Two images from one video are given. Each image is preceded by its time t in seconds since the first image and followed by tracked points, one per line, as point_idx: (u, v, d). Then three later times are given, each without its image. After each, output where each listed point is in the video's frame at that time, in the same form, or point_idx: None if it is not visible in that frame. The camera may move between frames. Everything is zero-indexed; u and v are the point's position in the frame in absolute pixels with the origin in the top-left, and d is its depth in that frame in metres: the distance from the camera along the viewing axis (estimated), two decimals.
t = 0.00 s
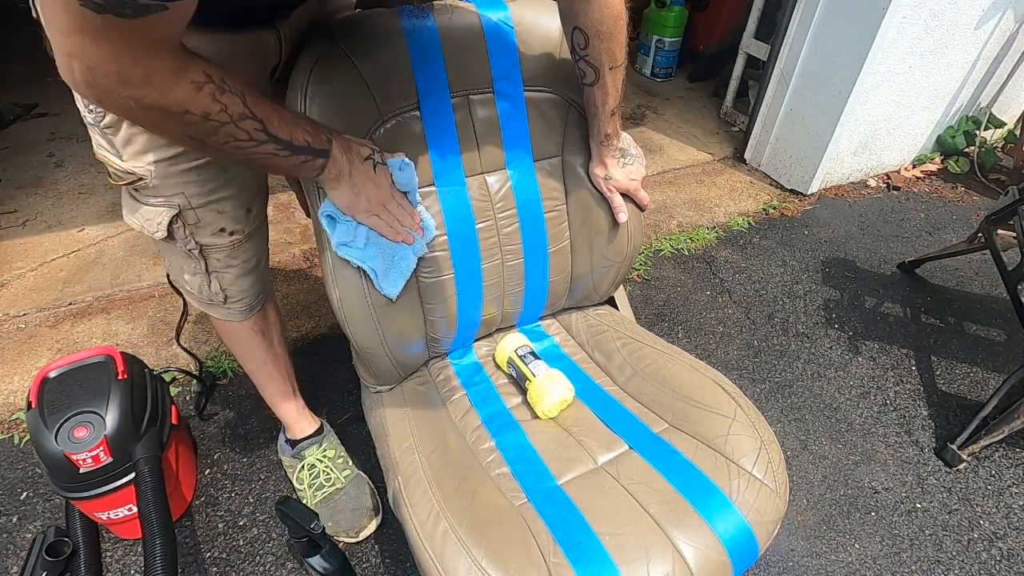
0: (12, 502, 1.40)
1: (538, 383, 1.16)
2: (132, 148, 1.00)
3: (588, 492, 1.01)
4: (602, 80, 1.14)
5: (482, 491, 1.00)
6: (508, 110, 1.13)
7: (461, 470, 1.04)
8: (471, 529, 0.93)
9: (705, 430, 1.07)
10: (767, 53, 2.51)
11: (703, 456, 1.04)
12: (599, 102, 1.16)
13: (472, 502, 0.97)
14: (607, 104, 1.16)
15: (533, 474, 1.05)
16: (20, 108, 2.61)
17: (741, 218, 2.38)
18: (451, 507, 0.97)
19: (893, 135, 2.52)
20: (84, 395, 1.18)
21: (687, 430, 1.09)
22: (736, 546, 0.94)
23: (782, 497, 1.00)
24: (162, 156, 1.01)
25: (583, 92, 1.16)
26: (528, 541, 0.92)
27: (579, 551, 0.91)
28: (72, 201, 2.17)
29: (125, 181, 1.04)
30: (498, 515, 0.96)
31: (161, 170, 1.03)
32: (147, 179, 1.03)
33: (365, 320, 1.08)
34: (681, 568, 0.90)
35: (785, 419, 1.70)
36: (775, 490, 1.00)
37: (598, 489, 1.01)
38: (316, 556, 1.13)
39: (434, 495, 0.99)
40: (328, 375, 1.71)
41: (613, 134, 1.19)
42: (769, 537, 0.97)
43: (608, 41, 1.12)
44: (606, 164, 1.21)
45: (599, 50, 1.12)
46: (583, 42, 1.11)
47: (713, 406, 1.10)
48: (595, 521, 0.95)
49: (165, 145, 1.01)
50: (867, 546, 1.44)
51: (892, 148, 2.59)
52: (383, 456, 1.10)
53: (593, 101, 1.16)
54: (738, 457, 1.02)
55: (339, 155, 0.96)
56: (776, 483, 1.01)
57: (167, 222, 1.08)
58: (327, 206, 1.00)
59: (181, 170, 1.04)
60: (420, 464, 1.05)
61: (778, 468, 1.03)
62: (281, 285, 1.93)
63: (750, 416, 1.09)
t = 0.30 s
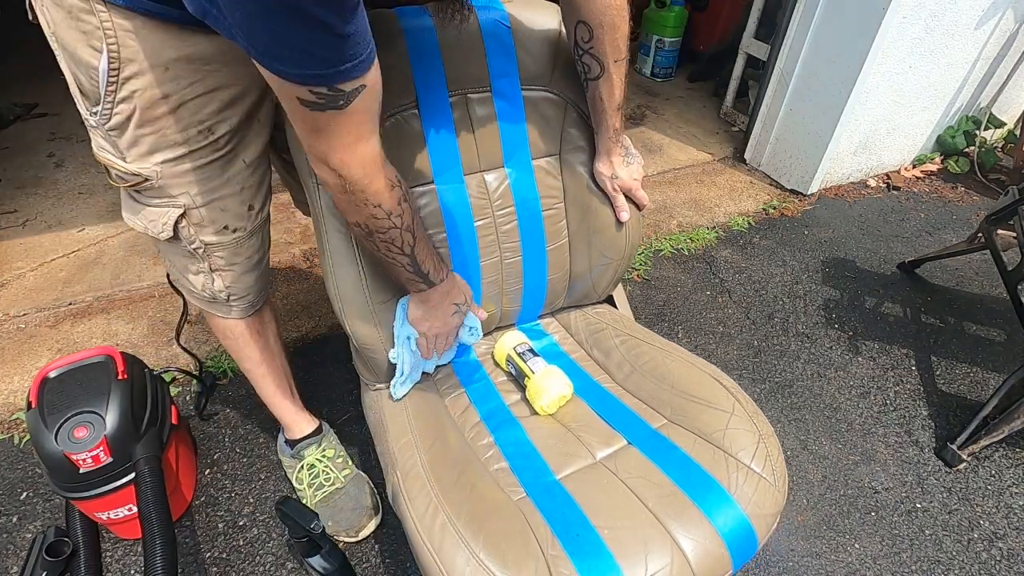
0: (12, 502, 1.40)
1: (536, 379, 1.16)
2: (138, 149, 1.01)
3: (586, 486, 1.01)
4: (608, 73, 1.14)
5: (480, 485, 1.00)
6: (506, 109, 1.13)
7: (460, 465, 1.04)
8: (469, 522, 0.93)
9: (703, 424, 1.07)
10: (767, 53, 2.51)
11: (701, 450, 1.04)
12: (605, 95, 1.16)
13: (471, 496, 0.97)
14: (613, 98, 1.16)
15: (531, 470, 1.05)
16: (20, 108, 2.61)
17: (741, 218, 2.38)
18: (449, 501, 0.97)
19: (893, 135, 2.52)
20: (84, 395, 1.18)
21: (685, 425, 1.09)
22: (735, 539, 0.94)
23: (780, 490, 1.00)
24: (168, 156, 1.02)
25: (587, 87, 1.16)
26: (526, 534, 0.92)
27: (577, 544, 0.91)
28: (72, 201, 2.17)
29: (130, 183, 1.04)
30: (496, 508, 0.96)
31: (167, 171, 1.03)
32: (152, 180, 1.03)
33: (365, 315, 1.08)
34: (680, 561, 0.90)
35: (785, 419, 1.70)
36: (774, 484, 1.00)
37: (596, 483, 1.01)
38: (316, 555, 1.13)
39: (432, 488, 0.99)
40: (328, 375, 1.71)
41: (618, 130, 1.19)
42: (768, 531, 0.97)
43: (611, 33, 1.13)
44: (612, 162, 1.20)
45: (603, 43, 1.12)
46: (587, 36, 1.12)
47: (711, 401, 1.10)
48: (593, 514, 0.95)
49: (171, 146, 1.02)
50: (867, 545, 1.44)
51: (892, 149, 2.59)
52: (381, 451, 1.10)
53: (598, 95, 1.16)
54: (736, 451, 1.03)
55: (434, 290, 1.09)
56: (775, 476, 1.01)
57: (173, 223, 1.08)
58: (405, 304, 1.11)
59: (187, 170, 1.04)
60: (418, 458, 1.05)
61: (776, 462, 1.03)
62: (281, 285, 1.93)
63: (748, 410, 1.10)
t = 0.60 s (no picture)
0: (12, 502, 1.40)
1: (536, 378, 1.15)
2: (146, 147, 1.01)
3: (586, 484, 1.01)
4: (611, 70, 1.14)
5: (479, 482, 1.00)
6: (504, 108, 1.12)
7: (459, 463, 1.04)
8: (467, 519, 0.93)
9: (703, 422, 1.07)
10: (767, 53, 2.51)
11: (701, 448, 1.04)
12: (607, 93, 1.16)
13: (470, 493, 0.97)
14: (615, 95, 1.17)
15: (530, 468, 1.05)
16: (20, 109, 2.61)
17: (741, 218, 2.38)
18: (448, 498, 0.97)
19: (893, 135, 2.52)
20: (83, 395, 1.18)
21: (684, 423, 1.09)
22: (734, 536, 0.94)
23: (780, 488, 1.00)
24: (178, 154, 1.02)
25: (589, 85, 1.16)
26: (525, 531, 0.92)
27: (576, 542, 0.91)
28: (72, 201, 2.17)
29: (137, 181, 1.05)
30: (495, 505, 0.96)
31: (176, 169, 1.03)
32: (161, 178, 1.03)
33: (365, 317, 1.07)
34: (679, 559, 0.90)
35: (785, 419, 1.70)
36: (773, 481, 1.00)
37: (595, 481, 1.01)
38: (316, 555, 1.13)
39: (431, 486, 0.99)
40: (328, 374, 1.71)
41: (618, 129, 1.19)
42: (767, 528, 0.97)
43: (614, 30, 1.14)
44: (612, 161, 1.20)
45: (605, 40, 1.13)
46: (590, 34, 1.12)
47: (710, 399, 1.10)
48: (592, 512, 0.95)
49: (180, 144, 1.01)
50: (867, 546, 1.44)
51: (892, 148, 2.59)
52: (381, 449, 1.09)
53: (600, 93, 1.16)
54: (735, 449, 1.03)
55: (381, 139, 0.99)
56: (774, 474, 1.01)
57: (181, 221, 1.07)
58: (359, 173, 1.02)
59: (197, 169, 1.04)
60: (417, 456, 1.05)
61: (776, 460, 1.03)
62: (281, 285, 1.93)
63: (748, 408, 1.10)
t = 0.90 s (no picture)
0: (12, 502, 1.40)
1: (535, 378, 1.15)
2: (150, 147, 1.00)
3: (585, 484, 1.01)
4: (611, 70, 1.15)
5: (478, 482, 1.00)
6: (503, 108, 1.13)
7: (458, 462, 1.04)
8: (467, 518, 0.93)
9: (702, 421, 1.07)
10: (767, 53, 2.51)
11: (700, 447, 1.04)
12: (606, 93, 1.16)
13: (469, 493, 0.97)
14: (614, 96, 1.17)
15: (529, 467, 1.05)
16: (20, 109, 2.61)
17: (741, 218, 2.38)
18: (448, 497, 0.97)
19: (893, 135, 2.52)
20: (83, 395, 1.18)
21: (683, 422, 1.09)
22: (734, 535, 0.94)
23: (780, 487, 1.00)
24: (181, 155, 1.02)
25: (589, 85, 1.16)
26: (525, 531, 0.92)
27: (576, 541, 0.91)
28: (72, 201, 2.17)
29: (141, 181, 1.03)
30: (494, 505, 0.96)
31: (180, 169, 1.03)
32: (165, 179, 1.03)
33: (364, 317, 1.07)
34: (679, 558, 0.90)
35: (785, 419, 1.70)
36: (773, 480, 1.00)
37: (595, 480, 1.01)
38: (316, 556, 1.13)
39: (431, 485, 0.99)
40: (328, 374, 1.71)
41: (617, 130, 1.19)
42: (767, 527, 0.97)
43: (617, 30, 1.14)
44: (609, 161, 1.20)
45: (609, 39, 1.13)
46: (593, 32, 1.12)
47: (710, 398, 1.10)
48: (592, 511, 0.95)
49: (185, 145, 1.01)
50: (867, 545, 1.44)
51: (892, 148, 2.59)
52: (380, 449, 1.09)
53: (600, 92, 1.16)
54: (735, 448, 1.03)
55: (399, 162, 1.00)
56: (774, 473, 1.01)
57: (184, 221, 1.08)
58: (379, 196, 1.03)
59: (200, 169, 1.04)
60: (416, 455, 1.05)
61: (775, 459, 1.03)
62: (281, 285, 1.93)
63: (747, 408, 1.10)
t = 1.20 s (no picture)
0: (12, 502, 1.40)
1: (538, 381, 1.16)
2: (151, 146, 1.00)
3: (588, 490, 1.01)
4: (613, 75, 1.15)
5: (481, 487, 1.00)
6: (508, 109, 1.12)
7: (460, 467, 1.04)
8: (469, 524, 0.93)
9: (705, 427, 1.07)
10: (767, 53, 2.51)
11: (702, 453, 1.04)
12: (609, 99, 1.16)
13: (472, 499, 0.97)
14: (616, 103, 1.17)
15: (532, 472, 1.04)
16: (20, 108, 2.61)
17: (741, 218, 2.38)
18: (450, 503, 0.97)
19: (893, 135, 2.52)
20: (83, 395, 1.18)
21: (686, 427, 1.09)
22: (736, 542, 0.94)
23: (782, 494, 1.00)
24: (182, 154, 1.02)
25: (592, 91, 1.16)
26: (528, 538, 0.92)
27: (579, 548, 0.91)
28: (72, 201, 2.17)
29: (142, 181, 1.04)
30: (497, 511, 0.96)
31: (181, 169, 1.03)
32: (166, 178, 1.03)
33: (366, 319, 1.08)
34: (681, 566, 0.90)
35: (785, 419, 1.70)
36: (775, 487, 1.00)
37: (597, 486, 1.01)
38: (316, 556, 1.13)
39: (433, 490, 0.99)
40: (328, 374, 1.71)
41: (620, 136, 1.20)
42: (769, 534, 0.97)
43: (619, 36, 1.13)
44: (611, 168, 1.20)
45: (611, 44, 1.12)
46: (595, 37, 1.11)
47: (712, 404, 1.10)
48: (594, 518, 0.95)
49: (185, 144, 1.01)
50: (867, 545, 1.44)
51: (892, 149, 2.59)
52: (382, 451, 1.09)
53: (603, 98, 1.16)
54: (737, 454, 1.03)
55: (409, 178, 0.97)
56: (776, 480, 1.01)
57: (184, 220, 1.08)
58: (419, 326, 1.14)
59: (201, 169, 1.04)
60: (418, 460, 1.04)
61: (777, 465, 1.03)
62: (281, 285, 1.93)
63: (750, 413, 1.10)
